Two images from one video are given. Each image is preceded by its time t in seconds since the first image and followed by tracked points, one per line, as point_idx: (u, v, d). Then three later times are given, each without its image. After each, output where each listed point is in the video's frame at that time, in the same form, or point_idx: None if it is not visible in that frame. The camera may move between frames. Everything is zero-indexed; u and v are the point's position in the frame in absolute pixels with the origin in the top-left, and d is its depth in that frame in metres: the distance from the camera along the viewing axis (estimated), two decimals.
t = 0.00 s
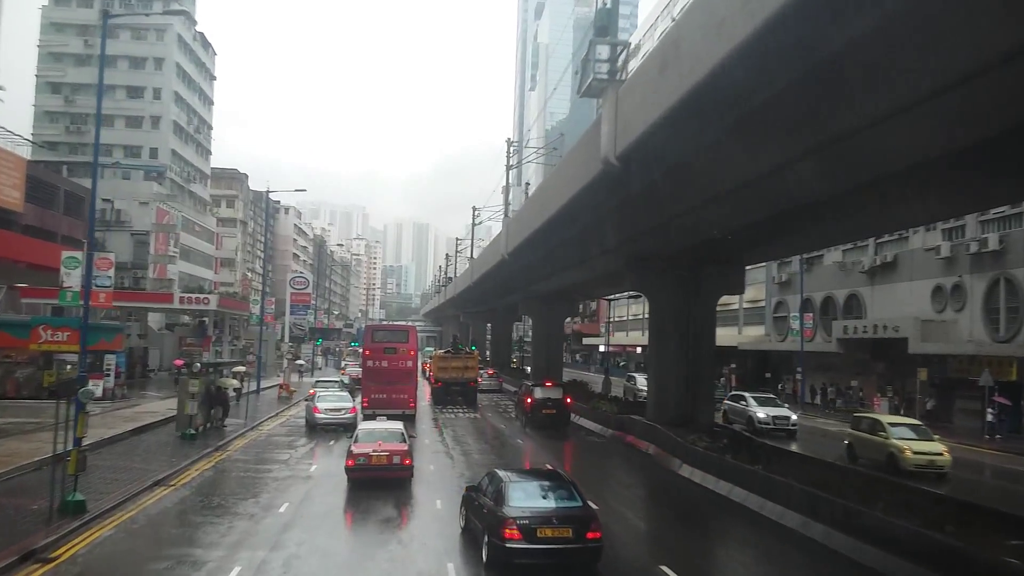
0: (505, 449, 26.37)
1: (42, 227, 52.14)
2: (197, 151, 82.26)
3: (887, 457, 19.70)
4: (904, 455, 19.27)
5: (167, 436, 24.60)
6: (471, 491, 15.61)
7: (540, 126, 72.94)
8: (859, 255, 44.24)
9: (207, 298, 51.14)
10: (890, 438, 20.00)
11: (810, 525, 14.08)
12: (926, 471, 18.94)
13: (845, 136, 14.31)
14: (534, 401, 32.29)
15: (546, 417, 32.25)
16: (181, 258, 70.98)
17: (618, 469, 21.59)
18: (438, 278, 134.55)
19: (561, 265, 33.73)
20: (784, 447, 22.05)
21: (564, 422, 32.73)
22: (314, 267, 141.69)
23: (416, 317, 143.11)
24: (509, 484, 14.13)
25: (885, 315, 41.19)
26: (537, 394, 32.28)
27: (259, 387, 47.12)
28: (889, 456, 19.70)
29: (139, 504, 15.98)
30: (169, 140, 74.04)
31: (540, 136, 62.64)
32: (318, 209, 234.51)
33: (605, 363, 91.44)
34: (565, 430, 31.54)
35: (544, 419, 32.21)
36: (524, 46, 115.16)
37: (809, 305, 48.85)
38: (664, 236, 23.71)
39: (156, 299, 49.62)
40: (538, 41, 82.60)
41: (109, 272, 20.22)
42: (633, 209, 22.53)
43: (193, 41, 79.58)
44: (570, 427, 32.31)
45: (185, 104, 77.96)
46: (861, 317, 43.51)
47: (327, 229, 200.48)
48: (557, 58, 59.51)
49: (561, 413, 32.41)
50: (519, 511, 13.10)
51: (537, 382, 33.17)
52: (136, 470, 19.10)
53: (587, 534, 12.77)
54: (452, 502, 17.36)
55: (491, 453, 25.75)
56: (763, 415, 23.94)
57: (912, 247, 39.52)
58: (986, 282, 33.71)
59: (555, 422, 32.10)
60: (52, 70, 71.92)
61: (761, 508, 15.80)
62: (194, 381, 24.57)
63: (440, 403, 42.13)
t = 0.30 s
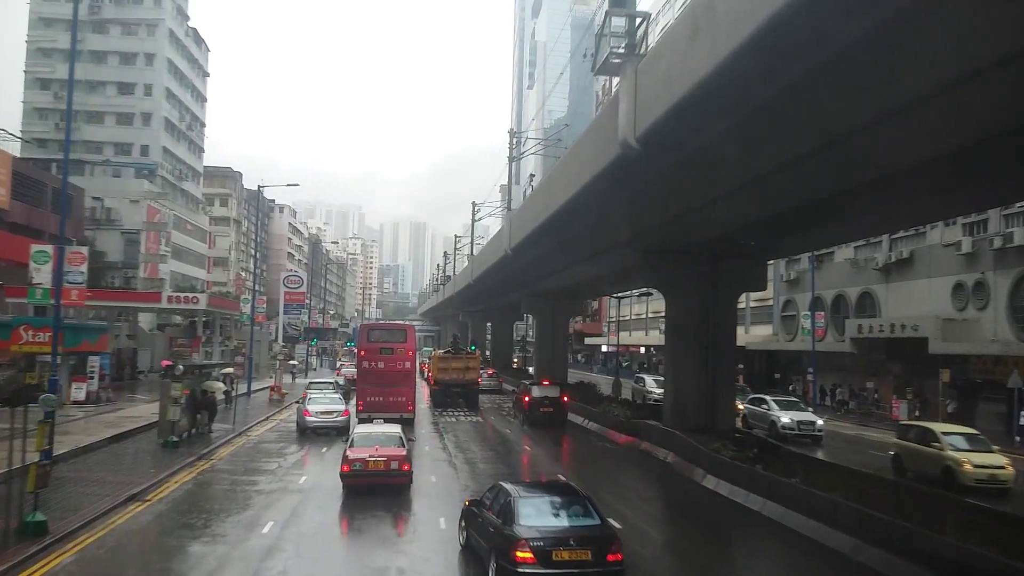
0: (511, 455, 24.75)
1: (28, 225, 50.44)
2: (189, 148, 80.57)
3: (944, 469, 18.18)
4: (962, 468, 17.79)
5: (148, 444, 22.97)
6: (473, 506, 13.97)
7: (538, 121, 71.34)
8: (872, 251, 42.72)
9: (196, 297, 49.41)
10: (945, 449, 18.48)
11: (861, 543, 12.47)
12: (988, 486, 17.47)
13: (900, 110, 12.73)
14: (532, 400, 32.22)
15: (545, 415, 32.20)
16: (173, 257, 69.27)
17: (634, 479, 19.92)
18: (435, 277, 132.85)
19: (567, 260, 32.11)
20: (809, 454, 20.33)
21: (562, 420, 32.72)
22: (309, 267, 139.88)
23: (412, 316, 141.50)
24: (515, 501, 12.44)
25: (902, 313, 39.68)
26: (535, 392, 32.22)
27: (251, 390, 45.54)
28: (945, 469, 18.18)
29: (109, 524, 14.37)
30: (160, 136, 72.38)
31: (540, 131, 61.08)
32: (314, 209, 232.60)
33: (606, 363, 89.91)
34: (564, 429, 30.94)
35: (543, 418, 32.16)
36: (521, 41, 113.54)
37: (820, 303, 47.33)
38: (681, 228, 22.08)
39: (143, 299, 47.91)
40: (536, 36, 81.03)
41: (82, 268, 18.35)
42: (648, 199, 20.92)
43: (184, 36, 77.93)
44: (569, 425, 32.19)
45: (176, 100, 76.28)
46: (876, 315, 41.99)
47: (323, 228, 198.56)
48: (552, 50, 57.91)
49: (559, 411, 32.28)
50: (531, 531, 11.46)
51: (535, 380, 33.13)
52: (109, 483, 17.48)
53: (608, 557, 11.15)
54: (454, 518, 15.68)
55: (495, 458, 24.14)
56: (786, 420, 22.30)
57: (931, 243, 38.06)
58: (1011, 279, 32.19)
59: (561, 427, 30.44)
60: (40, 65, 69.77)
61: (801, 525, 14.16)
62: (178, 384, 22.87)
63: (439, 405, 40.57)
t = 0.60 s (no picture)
0: (517, 463, 23.25)
1: (16, 222, 48.98)
2: (185, 145, 79.12)
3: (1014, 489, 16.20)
4: None
5: (131, 453, 21.47)
6: (473, 522, 12.47)
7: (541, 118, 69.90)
8: (887, 250, 41.31)
9: (189, 297, 47.86)
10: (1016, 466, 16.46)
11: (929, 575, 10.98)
12: None
13: (968, 82, 11.24)
14: (531, 399, 32.46)
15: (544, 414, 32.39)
16: (169, 256, 67.78)
17: (652, 490, 18.42)
18: (435, 277, 131.35)
19: (576, 258, 30.62)
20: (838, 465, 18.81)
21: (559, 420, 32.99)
22: (308, 267, 138.34)
23: (412, 317, 140.02)
24: (522, 518, 10.79)
25: (921, 314, 38.25)
26: (533, 391, 32.48)
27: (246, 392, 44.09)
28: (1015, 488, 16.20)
29: (74, 547, 12.87)
30: (156, 132, 71.04)
31: (544, 128, 59.62)
32: (313, 209, 231.07)
33: (610, 365, 88.50)
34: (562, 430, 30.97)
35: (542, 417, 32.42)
36: (523, 38, 112.01)
37: (832, 304, 45.93)
38: (701, 221, 20.63)
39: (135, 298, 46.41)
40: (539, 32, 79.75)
41: (53, 263, 17.25)
42: (668, 189, 19.46)
43: (181, 31, 76.57)
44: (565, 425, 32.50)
45: (172, 96, 74.87)
46: (892, 316, 40.55)
47: (321, 227, 197.07)
48: (554, 43, 56.48)
49: (556, 411, 32.60)
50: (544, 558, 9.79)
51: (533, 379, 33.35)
52: (82, 499, 15.96)
53: None
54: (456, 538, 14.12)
55: (500, 466, 22.65)
56: (815, 429, 21.03)
57: (951, 241, 36.68)
58: None
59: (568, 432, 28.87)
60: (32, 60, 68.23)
61: (847, 549, 12.64)
62: (160, 387, 21.46)
63: (441, 408, 39.15)
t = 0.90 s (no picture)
0: (525, 470, 21.47)
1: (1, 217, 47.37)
2: (178, 139, 77.52)
3: None
4: None
5: (109, 461, 19.95)
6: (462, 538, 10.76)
7: (541, 113, 68.47)
8: (904, 248, 39.80)
9: (179, 295, 46.27)
10: None
11: None
12: None
13: None
14: (528, 398, 33.52)
15: (541, 413, 33.53)
16: (161, 253, 66.16)
17: (674, 502, 16.67)
18: (434, 276, 129.80)
19: (585, 253, 28.94)
20: (877, 475, 17.33)
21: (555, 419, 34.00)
22: (305, 266, 136.79)
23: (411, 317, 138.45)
24: (521, 535, 8.93)
25: (939, 314, 36.77)
26: (530, 391, 33.60)
27: (239, 393, 42.54)
28: None
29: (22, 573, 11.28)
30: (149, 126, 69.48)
31: (546, 122, 58.17)
32: (311, 208, 229.51)
33: (612, 365, 87.05)
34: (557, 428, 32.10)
35: (537, 416, 33.52)
36: (523, 35, 110.46)
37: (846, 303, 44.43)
38: (726, 212, 18.88)
39: (123, 295, 44.81)
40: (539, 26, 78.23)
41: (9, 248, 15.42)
42: (691, 176, 17.72)
43: (174, 24, 74.97)
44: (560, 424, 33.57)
45: (165, 90, 73.20)
46: (909, 316, 39.06)
47: (320, 226, 195.67)
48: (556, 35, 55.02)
49: (552, 410, 33.73)
50: None
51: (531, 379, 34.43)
52: (44, 514, 14.42)
53: None
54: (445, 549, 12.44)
55: (506, 473, 20.88)
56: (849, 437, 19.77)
57: (972, 238, 35.10)
58: None
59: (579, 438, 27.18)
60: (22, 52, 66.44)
61: None
62: (140, 390, 19.95)
63: (442, 411, 37.66)
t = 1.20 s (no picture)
0: (528, 477, 19.87)
1: None
2: (170, 135, 75.98)
3: None
4: None
5: (81, 472, 18.54)
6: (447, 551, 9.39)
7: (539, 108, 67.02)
8: (919, 242, 38.40)
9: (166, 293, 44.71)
10: None
11: None
12: None
13: None
14: (522, 396, 34.06)
15: (533, 410, 34.13)
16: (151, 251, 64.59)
17: (696, 517, 15.11)
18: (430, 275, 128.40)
19: (589, 248, 27.48)
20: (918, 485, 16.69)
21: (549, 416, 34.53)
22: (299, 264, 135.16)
23: (406, 316, 137.00)
24: (513, 552, 7.58)
25: (955, 310, 35.41)
26: (524, 388, 34.11)
27: (228, 396, 41.10)
28: None
29: None
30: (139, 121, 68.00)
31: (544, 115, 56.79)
32: (306, 206, 227.72)
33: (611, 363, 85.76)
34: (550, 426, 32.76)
35: (531, 413, 34.08)
36: (519, 30, 109.00)
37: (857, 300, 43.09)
38: (749, 198, 17.36)
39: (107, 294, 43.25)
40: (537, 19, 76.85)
41: None
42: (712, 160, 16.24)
43: (166, 17, 73.44)
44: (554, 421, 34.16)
45: (156, 84, 71.63)
46: (923, 313, 37.70)
47: (315, 225, 194.12)
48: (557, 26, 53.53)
49: (545, 407, 34.35)
50: None
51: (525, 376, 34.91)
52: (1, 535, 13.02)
53: None
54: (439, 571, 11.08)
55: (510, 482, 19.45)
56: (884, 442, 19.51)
57: (991, 231, 33.69)
58: None
59: (584, 443, 25.67)
60: (7, 45, 64.54)
61: None
62: (116, 394, 18.42)
63: (439, 413, 36.29)
